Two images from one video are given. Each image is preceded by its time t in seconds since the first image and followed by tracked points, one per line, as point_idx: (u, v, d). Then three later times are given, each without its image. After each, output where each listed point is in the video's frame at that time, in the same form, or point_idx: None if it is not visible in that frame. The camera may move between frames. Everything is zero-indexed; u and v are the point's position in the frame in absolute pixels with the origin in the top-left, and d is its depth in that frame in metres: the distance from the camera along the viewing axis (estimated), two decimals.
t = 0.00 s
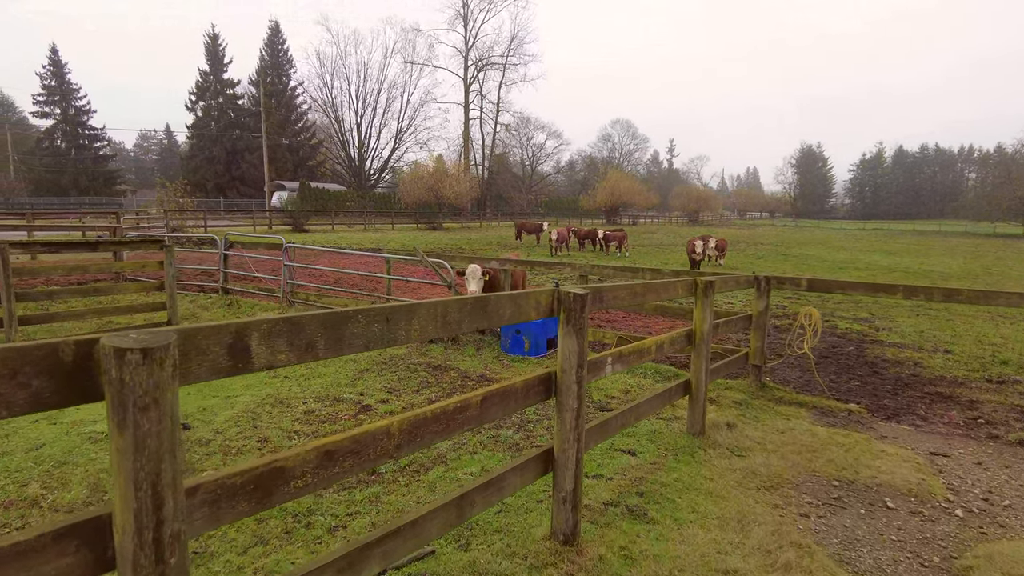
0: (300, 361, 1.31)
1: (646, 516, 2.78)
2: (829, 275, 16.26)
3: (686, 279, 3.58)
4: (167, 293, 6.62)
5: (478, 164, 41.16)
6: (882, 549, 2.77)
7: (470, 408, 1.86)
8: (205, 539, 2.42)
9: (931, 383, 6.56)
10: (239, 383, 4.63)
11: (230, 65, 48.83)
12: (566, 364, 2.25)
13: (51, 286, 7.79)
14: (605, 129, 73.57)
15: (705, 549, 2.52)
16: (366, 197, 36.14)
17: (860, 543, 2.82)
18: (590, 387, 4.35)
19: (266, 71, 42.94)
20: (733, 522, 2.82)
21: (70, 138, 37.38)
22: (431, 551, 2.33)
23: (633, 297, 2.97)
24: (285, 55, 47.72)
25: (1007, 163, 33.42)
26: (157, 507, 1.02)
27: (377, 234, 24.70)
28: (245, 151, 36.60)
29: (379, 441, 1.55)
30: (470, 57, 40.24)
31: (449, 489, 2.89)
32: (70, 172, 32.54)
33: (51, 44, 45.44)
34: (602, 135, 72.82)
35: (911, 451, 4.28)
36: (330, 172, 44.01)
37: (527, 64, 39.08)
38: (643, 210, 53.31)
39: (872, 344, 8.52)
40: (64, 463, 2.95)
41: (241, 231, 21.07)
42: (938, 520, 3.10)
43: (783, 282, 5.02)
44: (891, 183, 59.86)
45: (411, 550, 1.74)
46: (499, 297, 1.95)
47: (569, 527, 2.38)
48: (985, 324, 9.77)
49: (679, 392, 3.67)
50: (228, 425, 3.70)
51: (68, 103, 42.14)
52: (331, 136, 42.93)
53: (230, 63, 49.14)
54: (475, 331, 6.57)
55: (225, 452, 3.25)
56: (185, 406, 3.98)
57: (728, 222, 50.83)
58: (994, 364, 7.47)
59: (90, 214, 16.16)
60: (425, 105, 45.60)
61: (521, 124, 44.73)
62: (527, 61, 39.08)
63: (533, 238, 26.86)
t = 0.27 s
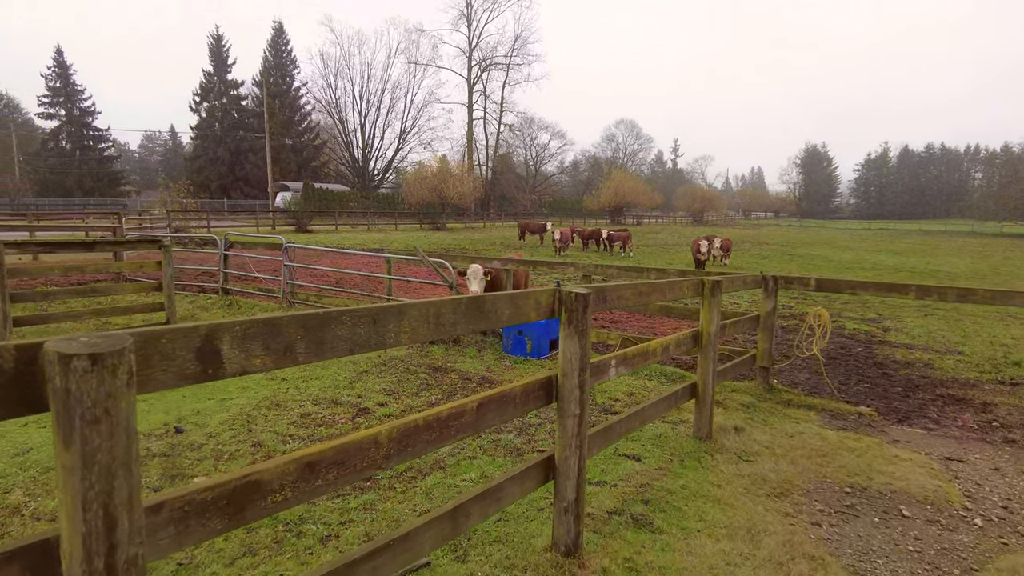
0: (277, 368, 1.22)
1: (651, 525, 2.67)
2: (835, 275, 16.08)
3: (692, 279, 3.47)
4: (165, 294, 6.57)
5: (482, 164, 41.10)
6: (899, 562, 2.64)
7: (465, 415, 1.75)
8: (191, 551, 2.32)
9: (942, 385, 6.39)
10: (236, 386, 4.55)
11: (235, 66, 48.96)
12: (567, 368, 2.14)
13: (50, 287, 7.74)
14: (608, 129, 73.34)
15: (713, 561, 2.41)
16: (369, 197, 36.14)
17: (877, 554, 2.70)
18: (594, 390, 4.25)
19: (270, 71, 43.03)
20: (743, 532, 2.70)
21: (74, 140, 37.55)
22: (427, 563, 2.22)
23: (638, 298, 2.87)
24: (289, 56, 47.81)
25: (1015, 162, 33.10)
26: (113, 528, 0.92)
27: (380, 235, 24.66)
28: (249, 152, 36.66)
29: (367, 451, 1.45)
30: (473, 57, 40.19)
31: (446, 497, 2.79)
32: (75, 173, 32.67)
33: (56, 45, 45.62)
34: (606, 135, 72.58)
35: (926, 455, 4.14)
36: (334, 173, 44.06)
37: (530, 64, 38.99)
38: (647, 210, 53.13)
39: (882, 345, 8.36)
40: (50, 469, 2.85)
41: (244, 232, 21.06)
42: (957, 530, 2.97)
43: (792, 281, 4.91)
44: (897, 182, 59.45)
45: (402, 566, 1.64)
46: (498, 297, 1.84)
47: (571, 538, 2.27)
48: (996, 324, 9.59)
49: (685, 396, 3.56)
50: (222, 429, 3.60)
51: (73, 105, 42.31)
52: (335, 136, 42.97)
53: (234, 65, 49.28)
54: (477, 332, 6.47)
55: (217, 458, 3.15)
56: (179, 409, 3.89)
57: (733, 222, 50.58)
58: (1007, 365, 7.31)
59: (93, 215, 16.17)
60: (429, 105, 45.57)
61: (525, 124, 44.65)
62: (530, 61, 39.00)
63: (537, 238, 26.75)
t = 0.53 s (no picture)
0: (250, 377, 1.13)
1: (654, 535, 2.57)
2: (842, 276, 15.90)
3: (698, 280, 3.37)
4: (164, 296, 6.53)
5: (486, 165, 41.07)
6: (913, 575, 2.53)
7: (457, 424, 1.67)
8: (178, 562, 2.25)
9: (953, 388, 6.22)
10: (233, 389, 4.49)
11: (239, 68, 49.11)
12: (566, 373, 2.04)
13: (50, 289, 7.70)
14: (613, 129, 73.15)
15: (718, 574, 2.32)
16: (373, 198, 36.16)
17: (889, 567, 2.59)
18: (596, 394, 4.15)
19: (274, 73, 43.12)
20: (750, 543, 2.60)
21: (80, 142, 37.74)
22: None
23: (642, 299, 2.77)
24: (293, 57, 47.92)
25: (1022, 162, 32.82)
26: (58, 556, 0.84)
27: (384, 236, 24.63)
28: (253, 153, 36.75)
29: (351, 463, 1.37)
30: (477, 58, 40.18)
31: (443, 505, 2.70)
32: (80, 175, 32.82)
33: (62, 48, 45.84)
34: (610, 135, 72.39)
35: (937, 461, 4.02)
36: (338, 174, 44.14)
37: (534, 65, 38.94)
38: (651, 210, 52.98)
39: (890, 346, 8.22)
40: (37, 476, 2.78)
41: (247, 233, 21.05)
42: (972, 540, 2.86)
43: (799, 282, 4.80)
44: (903, 182, 59.09)
45: None
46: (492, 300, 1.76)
47: (571, 551, 2.18)
48: (1006, 325, 9.43)
49: (690, 400, 3.46)
50: (216, 433, 3.52)
51: (78, 107, 42.53)
52: (339, 138, 43.02)
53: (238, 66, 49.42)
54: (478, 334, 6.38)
55: (210, 464, 3.08)
56: (173, 413, 3.82)
57: (738, 222, 50.36)
58: (1018, 367, 7.17)
59: (97, 217, 16.17)
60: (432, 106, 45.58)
61: (529, 125, 44.55)
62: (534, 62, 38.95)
63: (540, 239, 26.66)
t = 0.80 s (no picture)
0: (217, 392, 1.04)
1: (663, 551, 2.45)
2: (854, 277, 15.63)
3: (708, 283, 3.25)
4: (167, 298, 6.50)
5: (493, 166, 41.02)
6: None
7: (452, 438, 1.57)
8: None
9: (972, 394, 5.94)
10: (234, 394, 4.42)
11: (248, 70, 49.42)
12: (570, 383, 1.93)
13: (55, 290, 7.71)
14: (621, 130, 72.84)
15: None
16: (381, 199, 36.25)
17: None
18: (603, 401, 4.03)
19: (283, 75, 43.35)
20: (764, 560, 2.47)
21: (91, 145, 38.16)
22: None
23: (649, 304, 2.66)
24: (302, 59, 48.19)
25: None
26: None
27: (391, 237, 24.63)
28: (262, 155, 36.96)
29: (331, 484, 1.26)
30: (485, 59, 40.19)
31: (442, 517, 2.60)
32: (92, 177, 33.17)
33: (74, 51, 46.34)
34: (618, 136, 72.09)
35: (958, 471, 3.84)
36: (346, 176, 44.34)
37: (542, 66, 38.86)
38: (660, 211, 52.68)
39: (905, 350, 8.03)
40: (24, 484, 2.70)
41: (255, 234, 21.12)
42: (1000, 558, 2.70)
43: (813, 285, 4.65)
44: (916, 181, 58.34)
45: None
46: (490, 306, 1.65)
47: (574, 570, 2.06)
48: None
49: (699, 407, 3.34)
50: (212, 440, 3.45)
51: (91, 110, 43.11)
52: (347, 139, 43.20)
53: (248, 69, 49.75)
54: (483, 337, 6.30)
55: (204, 472, 3.00)
56: (170, 418, 3.75)
57: (747, 223, 49.98)
58: None
59: (107, 219, 16.29)
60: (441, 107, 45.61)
61: (537, 126, 44.42)
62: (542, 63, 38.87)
63: (547, 240, 26.56)
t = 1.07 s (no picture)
0: (186, 404, 0.96)
1: (672, 565, 2.34)
2: (867, 278, 15.36)
3: (720, 283, 3.14)
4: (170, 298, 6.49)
5: (502, 166, 40.95)
6: None
7: (449, 448, 1.48)
8: None
9: (992, 398, 5.46)
10: (237, 396, 4.39)
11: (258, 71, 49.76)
12: (575, 390, 1.83)
13: (63, 290, 7.75)
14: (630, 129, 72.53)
15: None
16: (389, 199, 36.32)
17: None
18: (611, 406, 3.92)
19: (292, 76, 43.61)
20: (777, 574, 2.35)
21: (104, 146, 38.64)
22: None
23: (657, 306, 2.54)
24: (311, 60, 48.43)
25: None
26: None
27: (399, 237, 24.64)
28: (271, 155, 37.19)
29: (314, 501, 1.17)
30: (493, 59, 40.11)
31: (443, 525, 2.51)
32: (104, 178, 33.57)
33: (87, 53, 46.96)
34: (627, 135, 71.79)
35: (979, 480, 3.55)
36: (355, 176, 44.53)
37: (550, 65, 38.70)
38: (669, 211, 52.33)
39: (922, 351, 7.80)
40: (17, 488, 2.67)
41: (264, 234, 21.21)
42: None
43: (826, 285, 4.45)
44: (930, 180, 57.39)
45: None
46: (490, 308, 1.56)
47: None
48: None
49: (710, 412, 3.22)
50: (211, 443, 3.40)
51: (104, 111, 43.66)
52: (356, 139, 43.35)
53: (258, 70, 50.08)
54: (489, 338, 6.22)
55: (201, 477, 2.95)
56: (170, 421, 3.71)
57: (757, 222, 49.51)
58: None
59: (118, 219, 16.43)
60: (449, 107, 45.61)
61: (546, 126, 44.28)
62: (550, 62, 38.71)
63: (555, 239, 26.44)
